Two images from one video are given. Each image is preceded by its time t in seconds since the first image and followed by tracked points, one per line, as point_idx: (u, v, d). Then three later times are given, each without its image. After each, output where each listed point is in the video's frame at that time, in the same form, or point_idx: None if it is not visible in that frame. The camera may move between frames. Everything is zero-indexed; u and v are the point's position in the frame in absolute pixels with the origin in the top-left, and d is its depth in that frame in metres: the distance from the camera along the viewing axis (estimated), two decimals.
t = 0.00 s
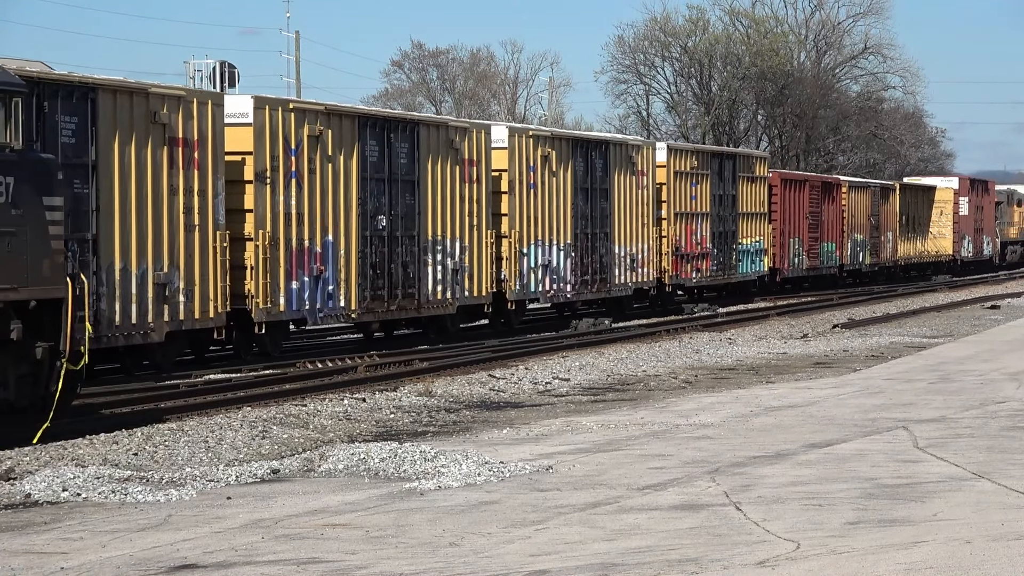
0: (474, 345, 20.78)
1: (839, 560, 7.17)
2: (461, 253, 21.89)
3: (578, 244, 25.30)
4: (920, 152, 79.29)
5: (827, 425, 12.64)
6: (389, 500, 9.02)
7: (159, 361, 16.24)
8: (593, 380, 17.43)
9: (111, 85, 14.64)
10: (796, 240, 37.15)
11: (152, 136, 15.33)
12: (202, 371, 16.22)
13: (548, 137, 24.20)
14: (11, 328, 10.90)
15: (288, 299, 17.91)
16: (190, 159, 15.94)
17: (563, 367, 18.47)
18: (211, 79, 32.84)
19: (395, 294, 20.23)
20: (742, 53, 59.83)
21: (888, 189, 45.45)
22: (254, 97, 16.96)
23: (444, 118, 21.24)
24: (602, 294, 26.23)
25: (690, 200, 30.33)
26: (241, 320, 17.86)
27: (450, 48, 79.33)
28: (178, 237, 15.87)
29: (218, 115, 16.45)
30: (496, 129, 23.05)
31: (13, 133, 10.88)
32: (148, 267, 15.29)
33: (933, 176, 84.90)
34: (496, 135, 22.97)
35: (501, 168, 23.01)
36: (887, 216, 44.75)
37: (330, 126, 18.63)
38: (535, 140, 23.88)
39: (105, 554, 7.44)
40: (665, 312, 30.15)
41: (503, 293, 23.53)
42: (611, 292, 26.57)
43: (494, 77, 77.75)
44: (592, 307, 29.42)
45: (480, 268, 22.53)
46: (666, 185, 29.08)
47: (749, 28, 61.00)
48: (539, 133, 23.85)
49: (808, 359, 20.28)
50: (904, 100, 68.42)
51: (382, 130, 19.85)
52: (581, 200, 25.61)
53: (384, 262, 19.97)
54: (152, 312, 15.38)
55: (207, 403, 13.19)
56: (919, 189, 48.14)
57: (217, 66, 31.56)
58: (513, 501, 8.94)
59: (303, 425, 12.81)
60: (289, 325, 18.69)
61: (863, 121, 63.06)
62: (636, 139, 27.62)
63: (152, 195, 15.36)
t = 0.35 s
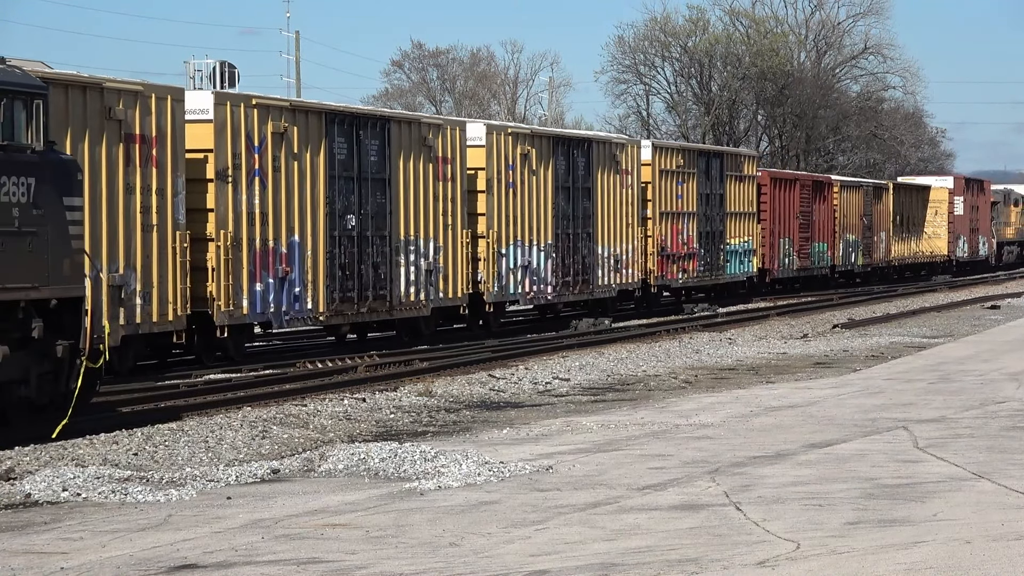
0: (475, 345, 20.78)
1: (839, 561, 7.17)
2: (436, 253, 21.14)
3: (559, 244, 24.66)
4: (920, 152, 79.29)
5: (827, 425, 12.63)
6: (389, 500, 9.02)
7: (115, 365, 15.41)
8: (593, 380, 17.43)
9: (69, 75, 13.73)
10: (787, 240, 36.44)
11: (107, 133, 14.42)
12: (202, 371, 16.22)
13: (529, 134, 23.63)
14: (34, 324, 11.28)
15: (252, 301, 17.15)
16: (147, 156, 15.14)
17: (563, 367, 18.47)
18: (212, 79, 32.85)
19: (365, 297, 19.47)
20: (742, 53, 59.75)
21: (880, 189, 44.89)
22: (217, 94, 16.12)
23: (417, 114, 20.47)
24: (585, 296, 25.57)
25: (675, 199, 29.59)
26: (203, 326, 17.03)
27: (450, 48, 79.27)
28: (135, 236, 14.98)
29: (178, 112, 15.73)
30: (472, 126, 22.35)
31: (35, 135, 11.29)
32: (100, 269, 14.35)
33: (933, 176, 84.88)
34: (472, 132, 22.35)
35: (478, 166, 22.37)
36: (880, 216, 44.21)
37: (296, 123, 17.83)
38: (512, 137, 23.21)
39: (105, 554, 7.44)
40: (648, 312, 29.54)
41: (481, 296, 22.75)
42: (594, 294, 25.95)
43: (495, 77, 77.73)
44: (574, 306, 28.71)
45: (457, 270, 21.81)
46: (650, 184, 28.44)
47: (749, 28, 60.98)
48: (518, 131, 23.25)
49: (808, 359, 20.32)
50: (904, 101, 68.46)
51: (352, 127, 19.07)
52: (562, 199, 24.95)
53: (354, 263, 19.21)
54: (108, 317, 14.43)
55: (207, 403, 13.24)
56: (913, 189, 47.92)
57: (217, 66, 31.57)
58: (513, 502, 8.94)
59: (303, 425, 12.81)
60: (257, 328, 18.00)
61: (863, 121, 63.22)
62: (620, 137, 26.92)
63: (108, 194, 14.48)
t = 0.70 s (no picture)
0: (474, 345, 20.77)
1: (839, 560, 7.17)
2: (409, 254, 20.05)
3: (540, 245, 23.58)
4: (920, 152, 79.40)
5: (827, 425, 12.64)
6: (389, 500, 9.02)
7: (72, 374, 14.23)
8: (593, 380, 17.43)
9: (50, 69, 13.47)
10: (775, 240, 35.23)
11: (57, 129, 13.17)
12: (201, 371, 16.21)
13: (507, 134, 22.72)
14: (54, 323, 11.64)
15: (212, 305, 16.01)
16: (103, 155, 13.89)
17: (563, 367, 18.48)
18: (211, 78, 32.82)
19: (334, 299, 18.30)
20: (742, 53, 59.69)
21: (873, 187, 43.87)
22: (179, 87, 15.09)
23: (389, 110, 19.30)
24: (565, 298, 24.44)
25: (661, 199, 28.43)
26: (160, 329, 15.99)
27: (450, 48, 79.24)
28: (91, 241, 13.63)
29: (134, 108, 14.47)
30: (447, 124, 21.26)
31: (56, 136, 11.72)
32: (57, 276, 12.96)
33: (933, 175, 84.84)
34: (446, 131, 21.29)
35: (453, 165, 21.35)
36: (872, 215, 43.16)
37: (262, 120, 16.66)
38: (489, 135, 22.18)
39: (105, 554, 7.44)
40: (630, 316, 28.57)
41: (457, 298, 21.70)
42: (577, 296, 24.77)
43: (494, 77, 77.69)
44: (557, 310, 27.58)
45: (432, 272, 20.76)
46: (635, 183, 27.27)
47: (749, 28, 60.93)
48: (496, 128, 22.27)
49: (808, 359, 20.35)
50: (904, 100, 68.43)
51: (321, 124, 17.83)
52: (542, 199, 23.85)
53: (322, 265, 18.04)
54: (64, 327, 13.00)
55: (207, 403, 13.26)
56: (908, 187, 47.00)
57: (216, 66, 31.56)
58: (513, 502, 8.94)
59: (303, 426, 12.80)
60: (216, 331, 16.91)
61: (863, 121, 63.33)
62: (602, 135, 25.73)
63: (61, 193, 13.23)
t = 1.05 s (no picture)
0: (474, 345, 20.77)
1: (839, 561, 7.16)
2: (382, 254, 19.36)
3: (519, 245, 22.91)
4: (920, 151, 79.46)
5: (827, 425, 12.64)
6: (389, 500, 9.02)
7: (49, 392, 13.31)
8: (593, 380, 17.43)
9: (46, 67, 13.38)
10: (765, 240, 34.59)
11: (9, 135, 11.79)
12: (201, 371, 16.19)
13: (482, 129, 21.82)
14: (74, 321, 11.91)
15: (171, 307, 15.45)
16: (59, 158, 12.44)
17: (563, 367, 18.48)
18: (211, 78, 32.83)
19: (303, 302, 17.65)
20: (742, 53, 59.72)
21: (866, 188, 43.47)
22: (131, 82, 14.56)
23: (359, 106, 18.63)
24: (543, 300, 23.68)
25: (646, 199, 27.63)
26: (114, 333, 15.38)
27: (450, 48, 79.25)
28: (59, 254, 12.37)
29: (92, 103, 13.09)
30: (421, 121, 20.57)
31: (77, 137, 11.89)
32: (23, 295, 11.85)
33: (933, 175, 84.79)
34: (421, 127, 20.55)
35: (427, 163, 20.65)
36: (866, 215, 42.67)
37: (223, 116, 16.18)
38: (465, 132, 21.38)
39: (105, 554, 7.43)
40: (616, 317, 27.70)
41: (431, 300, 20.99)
42: (557, 297, 24.08)
43: (494, 77, 77.71)
44: (539, 314, 26.65)
45: (408, 273, 20.11)
46: (618, 183, 26.53)
47: (749, 28, 60.94)
48: (471, 126, 21.42)
49: (808, 359, 20.35)
50: (904, 101, 68.43)
51: (288, 121, 17.31)
52: (520, 198, 23.11)
53: (289, 266, 17.42)
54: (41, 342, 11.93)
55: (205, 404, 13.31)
56: (901, 186, 46.54)
57: (216, 66, 31.58)
58: (513, 501, 8.94)
59: (303, 426, 12.80)
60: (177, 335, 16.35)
61: (863, 121, 63.38)
62: (581, 132, 25.01)
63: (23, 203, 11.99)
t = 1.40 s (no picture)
0: (475, 345, 20.80)
1: (839, 561, 7.17)
2: (351, 255, 18.92)
3: (495, 245, 22.51)
4: (920, 151, 79.48)
5: (826, 425, 12.64)
6: (389, 500, 9.02)
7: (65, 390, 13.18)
8: (593, 380, 17.43)
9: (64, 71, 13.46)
10: (753, 241, 34.17)
11: None
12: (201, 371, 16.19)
13: (457, 126, 21.40)
14: (94, 320, 12.11)
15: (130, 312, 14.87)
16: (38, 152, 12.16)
17: (563, 367, 18.48)
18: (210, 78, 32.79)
19: (267, 304, 17.21)
20: (742, 53, 59.78)
21: (858, 188, 43.09)
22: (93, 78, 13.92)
23: (328, 104, 18.21)
24: (523, 302, 23.40)
25: (629, 198, 27.35)
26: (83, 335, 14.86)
27: (450, 48, 79.25)
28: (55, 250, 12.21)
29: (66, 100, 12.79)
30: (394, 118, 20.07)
31: (96, 139, 12.27)
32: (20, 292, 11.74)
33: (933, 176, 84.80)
34: (394, 124, 20.08)
35: (400, 161, 20.17)
36: (858, 216, 42.29)
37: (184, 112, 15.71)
38: (440, 129, 20.97)
39: (105, 553, 7.44)
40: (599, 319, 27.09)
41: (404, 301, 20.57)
42: (537, 299, 23.72)
43: (494, 77, 77.69)
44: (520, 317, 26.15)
45: (380, 275, 19.69)
46: (601, 182, 26.22)
47: (749, 28, 60.97)
48: (446, 123, 21.00)
49: (808, 358, 20.36)
50: (904, 101, 68.40)
51: (253, 118, 16.87)
52: (498, 197, 22.69)
53: (253, 267, 16.95)
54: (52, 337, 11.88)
55: (207, 405, 13.26)
56: (895, 186, 46.15)
57: (216, 66, 31.58)
58: (513, 502, 8.94)
59: (303, 426, 12.80)
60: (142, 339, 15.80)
61: (863, 121, 63.43)
62: (563, 130, 24.68)
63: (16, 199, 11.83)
